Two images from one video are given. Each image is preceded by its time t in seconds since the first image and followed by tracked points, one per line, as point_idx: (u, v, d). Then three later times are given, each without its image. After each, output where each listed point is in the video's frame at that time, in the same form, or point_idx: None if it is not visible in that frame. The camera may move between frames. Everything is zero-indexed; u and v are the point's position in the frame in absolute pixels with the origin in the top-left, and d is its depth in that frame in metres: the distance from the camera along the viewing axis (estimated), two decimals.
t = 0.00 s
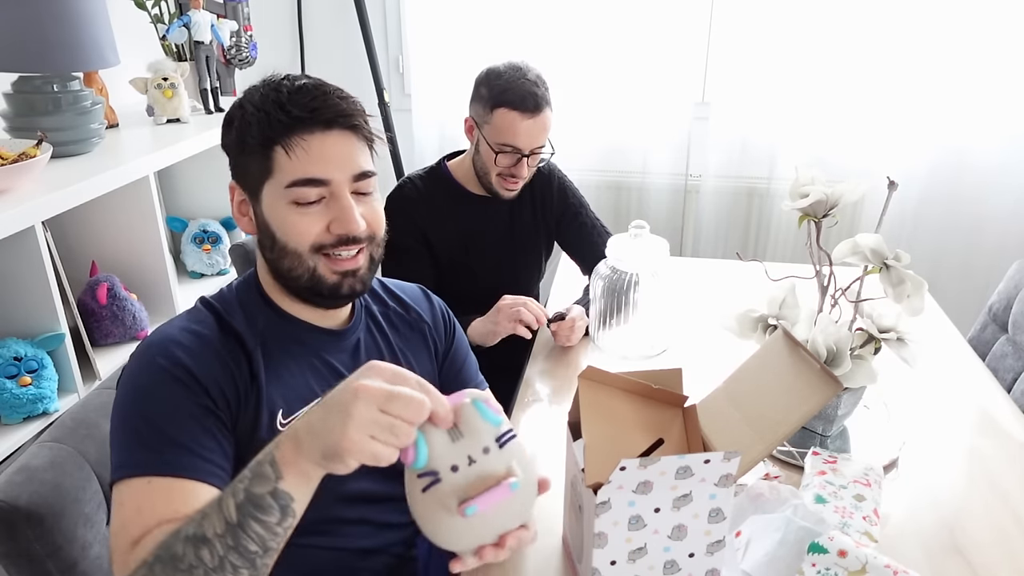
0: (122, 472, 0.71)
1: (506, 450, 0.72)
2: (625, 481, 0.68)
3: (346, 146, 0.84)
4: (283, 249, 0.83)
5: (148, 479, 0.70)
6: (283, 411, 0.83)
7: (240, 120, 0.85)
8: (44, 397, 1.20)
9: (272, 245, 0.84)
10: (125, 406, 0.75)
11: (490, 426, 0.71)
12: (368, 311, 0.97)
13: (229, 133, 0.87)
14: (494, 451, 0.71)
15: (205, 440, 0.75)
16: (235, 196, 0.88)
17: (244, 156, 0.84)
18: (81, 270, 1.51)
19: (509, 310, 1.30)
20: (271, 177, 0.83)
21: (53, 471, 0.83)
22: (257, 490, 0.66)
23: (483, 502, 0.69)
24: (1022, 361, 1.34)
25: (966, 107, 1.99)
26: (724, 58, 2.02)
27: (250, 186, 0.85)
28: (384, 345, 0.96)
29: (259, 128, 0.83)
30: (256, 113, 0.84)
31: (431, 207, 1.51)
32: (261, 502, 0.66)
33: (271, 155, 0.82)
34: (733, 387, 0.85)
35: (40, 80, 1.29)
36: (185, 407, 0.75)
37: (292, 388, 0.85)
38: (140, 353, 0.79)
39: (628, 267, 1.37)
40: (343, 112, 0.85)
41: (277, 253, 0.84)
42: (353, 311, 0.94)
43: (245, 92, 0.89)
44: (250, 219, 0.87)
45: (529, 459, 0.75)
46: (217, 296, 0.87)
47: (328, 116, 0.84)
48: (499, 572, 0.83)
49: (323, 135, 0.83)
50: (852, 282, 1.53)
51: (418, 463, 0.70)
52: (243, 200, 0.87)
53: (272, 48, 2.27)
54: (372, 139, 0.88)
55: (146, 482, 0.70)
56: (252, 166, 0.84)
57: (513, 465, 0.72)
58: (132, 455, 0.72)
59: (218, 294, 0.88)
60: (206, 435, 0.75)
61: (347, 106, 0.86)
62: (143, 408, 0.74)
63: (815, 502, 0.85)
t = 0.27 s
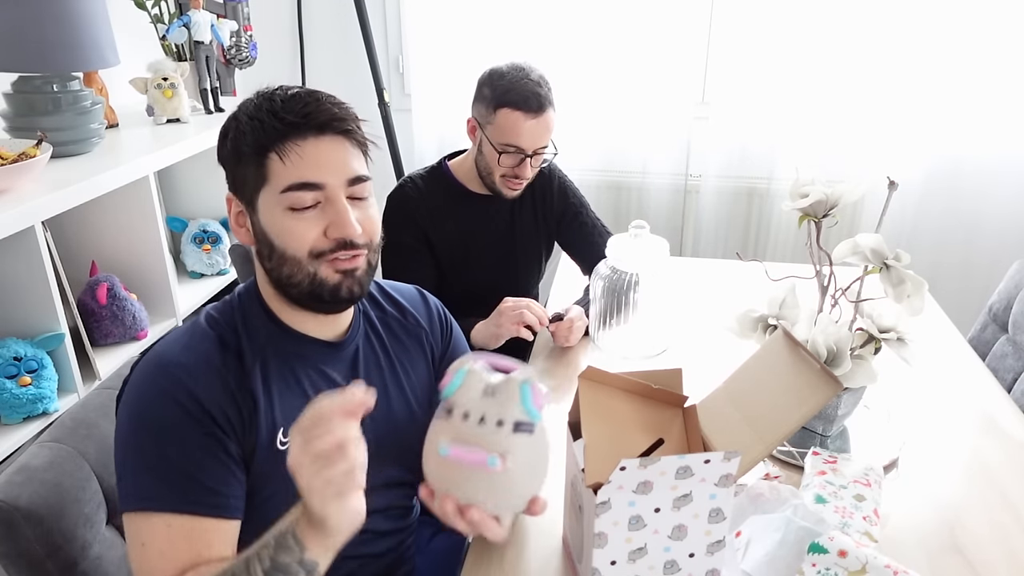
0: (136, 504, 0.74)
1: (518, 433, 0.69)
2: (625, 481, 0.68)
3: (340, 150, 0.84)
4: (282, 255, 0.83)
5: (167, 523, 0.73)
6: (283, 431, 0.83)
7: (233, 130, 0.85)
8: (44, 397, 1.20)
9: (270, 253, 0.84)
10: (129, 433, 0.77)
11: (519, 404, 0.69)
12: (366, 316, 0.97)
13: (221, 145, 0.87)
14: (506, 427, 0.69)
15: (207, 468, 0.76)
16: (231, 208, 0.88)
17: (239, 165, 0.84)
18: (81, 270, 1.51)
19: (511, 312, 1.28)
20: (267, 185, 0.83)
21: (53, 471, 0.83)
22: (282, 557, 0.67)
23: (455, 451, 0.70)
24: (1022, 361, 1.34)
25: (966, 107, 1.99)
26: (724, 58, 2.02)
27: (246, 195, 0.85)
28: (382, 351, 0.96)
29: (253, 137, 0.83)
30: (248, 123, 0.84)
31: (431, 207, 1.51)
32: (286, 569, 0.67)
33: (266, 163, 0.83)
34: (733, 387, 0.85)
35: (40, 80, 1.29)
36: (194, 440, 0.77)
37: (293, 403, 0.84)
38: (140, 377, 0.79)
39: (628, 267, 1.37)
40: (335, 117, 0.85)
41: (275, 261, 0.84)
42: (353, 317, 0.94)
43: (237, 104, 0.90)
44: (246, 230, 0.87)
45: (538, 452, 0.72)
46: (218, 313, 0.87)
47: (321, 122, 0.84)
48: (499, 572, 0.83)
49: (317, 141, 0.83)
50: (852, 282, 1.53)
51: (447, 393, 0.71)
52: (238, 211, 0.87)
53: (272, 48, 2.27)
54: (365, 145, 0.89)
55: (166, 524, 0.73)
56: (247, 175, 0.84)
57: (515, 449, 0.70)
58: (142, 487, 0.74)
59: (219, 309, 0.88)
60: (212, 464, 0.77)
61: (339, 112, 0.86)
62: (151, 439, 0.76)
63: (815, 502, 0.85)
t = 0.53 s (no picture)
0: (127, 523, 0.75)
1: (519, 378, 0.70)
2: (625, 481, 0.68)
3: (337, 149, 0.84)
4: (281, 256, 0.83)
5: (157, 549, 0.76)
6: (275, 442, 0.84)
7: (231, 133, 0.86)
8: (44, 397, 1.20)
9: (269, 255, 0.84)
10: (119, 449, 0.78)
11: (527, 352, 0.70)
12: (366, 318, 0.97)
13: (220, 150, 0.87)
14: (510, 370, 0.70)
15: (193, 486, 0.78)
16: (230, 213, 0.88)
17: (237, 168, 0.85)
18: (81, 270, 1.51)
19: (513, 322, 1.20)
20: (265, 185, 0.83)
21: (53, 471, 0.83)
22: None
23: (453, 377, 0.68)
24: (1022, 361, 1.34)
25: (966, 107, 2.00)
26: (724, 58, 2.02)
27: (245, 197, 0.85)
28: (382, 352, 0.96)
29: (251, 138, 0.83)
30: (246, 126, 0.85)
31: (433, 207, 1.51)
32: None
33: (264, 163, 0.83)
34: (733, 387, 0.85)
35: (40, 80, 1.29)
36: (182, 461, 0.78)
37: (286, 414, 0.85)
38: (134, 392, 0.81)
39: (628, 267, 1.37)
40: (332, 117, 0.86)
41: (275, 262, 0.83)
42: (353, 319, 0.94)
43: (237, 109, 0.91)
44: (245, 233, 0.87)
45: (537, 407, 0.71)
46: (213, 322, 0.88)
47: (318, 122, 0.85)
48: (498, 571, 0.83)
49: (315, 140, 0.84)
50: (853, 282, 1.53)
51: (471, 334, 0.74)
52: (237, 215, 0.87)
53: (272, 49, 2.27)
54: (363, 146, 0.89)
55: (155, 551, 0.76)
56: (245, 176, 0.84)
57: (512, 392, 0.70)
58: (131, 507, 0.76)
59: (215, 318, 0.89)
60: (201, 484, 0.78)
61: (337, 111, 0.87)
62: (141, 459, 0.77)
63: (815, 502, 0.85)
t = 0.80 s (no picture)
0: (120, 524, 0.75)
1: (531, 336, 0.72)
2: (625, 481, 0.68)
3: (336, 152, 0.84)
4: (274, 257, 0.83)
5: (151, 552, 0.76)
6: (268, 444, 0.83)
7: (231, 131, 0.86)
8: (44, 397, 1.20)
9: (262, 254, 0.84)
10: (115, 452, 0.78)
11: (532, 309, 0.71)
12: (362, 320, 0.97)
13: (220, 148, 0.88)
14: (520, 330, 0.72)
15: (187, 487, 0.78)
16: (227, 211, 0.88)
17: (235, 166, 0.85)
18: (81, 271, 1.51)
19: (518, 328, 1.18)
20: (261, 185, 0.83)
21: (53, 471, 0.83)
22: None
23: (470, 345, 0.73)
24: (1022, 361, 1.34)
25: (966, 107, 2.00)
26: (724, 59, 2.02)
27: (241, 195, 0.85)
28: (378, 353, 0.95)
29: (251, 138, 0.84)
30: (246, 125, 0.85)
31: (434, 208, 1.51)
32: None
33: (261, 163, 0.83)
34: (732, 387, 0.85)
35: (40, 81, 1.29)
36: (177, 466, 0.78)
37: (279, 417, 0.85)
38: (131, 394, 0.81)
39: (627, 267, 1.37)
40: (331, 119, 0.86)
41: (267, 263, 0.84)
42: (348, 321, 0.93)
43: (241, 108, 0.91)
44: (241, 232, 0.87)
45: (550, 362, 0.75)
46: (209, 324, 0.88)
47: (318, 123, 0.85)
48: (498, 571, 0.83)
49: (313, 141, 0.84)
50: (853, 282, 1.53)
51: (467, 302, 0.74)
52: (234, 213, 0.87)
53: (272, 49, 2.27)
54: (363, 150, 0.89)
55: (149, 555, 0.76)
56: (242, 176, 0.84)
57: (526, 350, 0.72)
58: (125, 510, 0.76)
59: (211, 320, 0.88)
60: (197, 489, 0.78)
61: (337, 114, 0.87)
62: (137, 463, 0.77)
63: (816, 502, 0.85)
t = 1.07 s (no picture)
0: (120, 533, 0.76)
1: (524, 301, 0.78)
2: (625, 481, 0.68)
3: (348, 152, 0.85)
4: (276, 247, 0.83)
5: (157, 556, 0.76)
6: (260, 448, 0.83)
7: (244, 122, 0.86)
8: (44, 397, 1.20)
9: (263, 245, 0.84)
10: (109, 460, 0.78)
11: (518, 275, 0.77)
12: (354, 323, 0.96)
13: (228, 138, 0.87)
14: (512, 294, 0.77)
15: (186, 493, 0.78)
16: (227, 200, 0.87)
17: (243, 156, 0.85)
18: (81, 271, 1.51)
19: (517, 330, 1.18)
20: (270, 175, 0.83)
21: (53, 471, 0.83)
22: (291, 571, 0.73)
23: (471, 316, 0.76)
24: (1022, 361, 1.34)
25: (966, 107, 2.00)
26: (724, 58, 2.02)
27: (246, 184, 0.84)
28: (369, 356, 0.96)
29: (266, 128, 0.84)
30: (261, 117, 0.85)
31: (434, 208, 1.51)
32: None
33: (273, 153, 0.83)
34: (732, 388, 0.85)
35: (40, 81, 1.29)
36: (172, 471, 0.78)
37: (271, 421, 0.84)
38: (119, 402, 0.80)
39: (627, 267, 1.37)
40: (348, 119, 0.87)
41: (268, 253, 0.83)
42: (340, 324, 0.93)
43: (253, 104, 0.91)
44: (241, 222, 0.86)
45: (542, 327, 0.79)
46: (195, 327, 0.87)
47: (335, 123, 0.86)
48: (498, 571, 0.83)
49: (328, 138, 0.85)
50: (853, 282, 1.53)
51: (451, 279, 0.78)
52: (235, 203, 0.86)
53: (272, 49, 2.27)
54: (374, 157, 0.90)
55: (156, 559, 0.76)
56: (250, 165, 0.84)
57: (523, 313, 0.78)
58: (124, 518, 0.76)
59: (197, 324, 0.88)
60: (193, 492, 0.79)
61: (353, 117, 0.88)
62: (130, 470, 0.77)
63: (816, 502, 0.85)
